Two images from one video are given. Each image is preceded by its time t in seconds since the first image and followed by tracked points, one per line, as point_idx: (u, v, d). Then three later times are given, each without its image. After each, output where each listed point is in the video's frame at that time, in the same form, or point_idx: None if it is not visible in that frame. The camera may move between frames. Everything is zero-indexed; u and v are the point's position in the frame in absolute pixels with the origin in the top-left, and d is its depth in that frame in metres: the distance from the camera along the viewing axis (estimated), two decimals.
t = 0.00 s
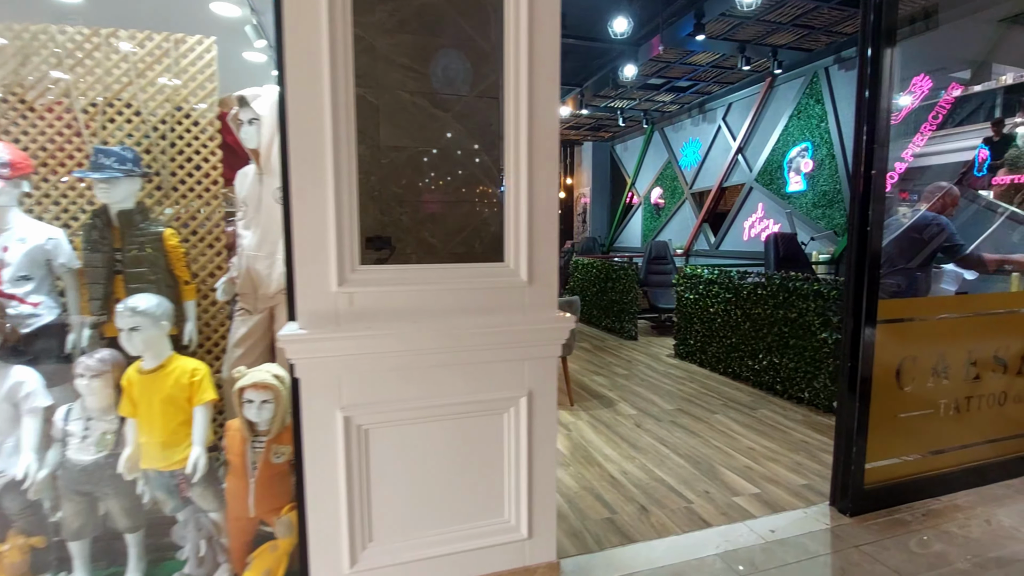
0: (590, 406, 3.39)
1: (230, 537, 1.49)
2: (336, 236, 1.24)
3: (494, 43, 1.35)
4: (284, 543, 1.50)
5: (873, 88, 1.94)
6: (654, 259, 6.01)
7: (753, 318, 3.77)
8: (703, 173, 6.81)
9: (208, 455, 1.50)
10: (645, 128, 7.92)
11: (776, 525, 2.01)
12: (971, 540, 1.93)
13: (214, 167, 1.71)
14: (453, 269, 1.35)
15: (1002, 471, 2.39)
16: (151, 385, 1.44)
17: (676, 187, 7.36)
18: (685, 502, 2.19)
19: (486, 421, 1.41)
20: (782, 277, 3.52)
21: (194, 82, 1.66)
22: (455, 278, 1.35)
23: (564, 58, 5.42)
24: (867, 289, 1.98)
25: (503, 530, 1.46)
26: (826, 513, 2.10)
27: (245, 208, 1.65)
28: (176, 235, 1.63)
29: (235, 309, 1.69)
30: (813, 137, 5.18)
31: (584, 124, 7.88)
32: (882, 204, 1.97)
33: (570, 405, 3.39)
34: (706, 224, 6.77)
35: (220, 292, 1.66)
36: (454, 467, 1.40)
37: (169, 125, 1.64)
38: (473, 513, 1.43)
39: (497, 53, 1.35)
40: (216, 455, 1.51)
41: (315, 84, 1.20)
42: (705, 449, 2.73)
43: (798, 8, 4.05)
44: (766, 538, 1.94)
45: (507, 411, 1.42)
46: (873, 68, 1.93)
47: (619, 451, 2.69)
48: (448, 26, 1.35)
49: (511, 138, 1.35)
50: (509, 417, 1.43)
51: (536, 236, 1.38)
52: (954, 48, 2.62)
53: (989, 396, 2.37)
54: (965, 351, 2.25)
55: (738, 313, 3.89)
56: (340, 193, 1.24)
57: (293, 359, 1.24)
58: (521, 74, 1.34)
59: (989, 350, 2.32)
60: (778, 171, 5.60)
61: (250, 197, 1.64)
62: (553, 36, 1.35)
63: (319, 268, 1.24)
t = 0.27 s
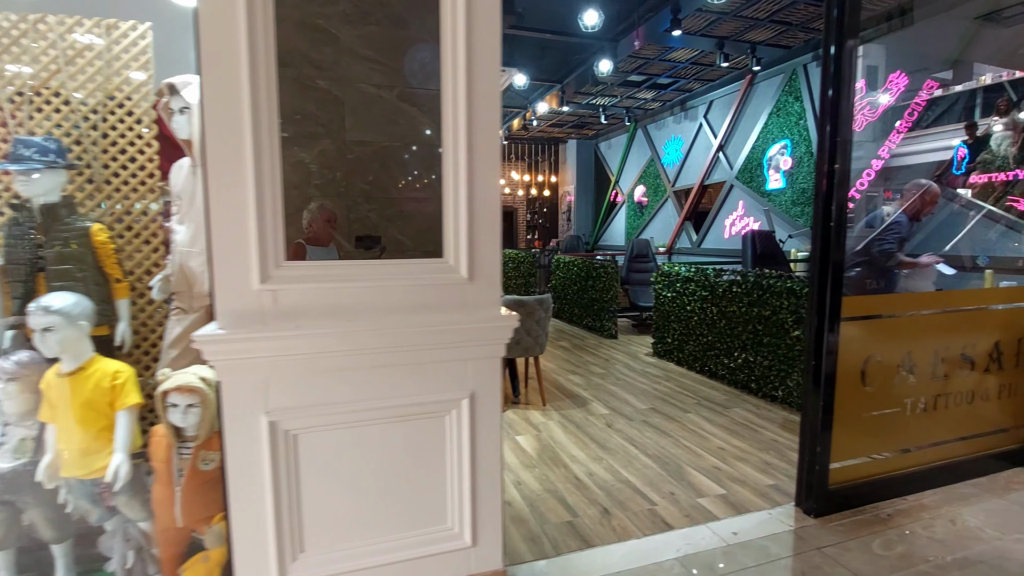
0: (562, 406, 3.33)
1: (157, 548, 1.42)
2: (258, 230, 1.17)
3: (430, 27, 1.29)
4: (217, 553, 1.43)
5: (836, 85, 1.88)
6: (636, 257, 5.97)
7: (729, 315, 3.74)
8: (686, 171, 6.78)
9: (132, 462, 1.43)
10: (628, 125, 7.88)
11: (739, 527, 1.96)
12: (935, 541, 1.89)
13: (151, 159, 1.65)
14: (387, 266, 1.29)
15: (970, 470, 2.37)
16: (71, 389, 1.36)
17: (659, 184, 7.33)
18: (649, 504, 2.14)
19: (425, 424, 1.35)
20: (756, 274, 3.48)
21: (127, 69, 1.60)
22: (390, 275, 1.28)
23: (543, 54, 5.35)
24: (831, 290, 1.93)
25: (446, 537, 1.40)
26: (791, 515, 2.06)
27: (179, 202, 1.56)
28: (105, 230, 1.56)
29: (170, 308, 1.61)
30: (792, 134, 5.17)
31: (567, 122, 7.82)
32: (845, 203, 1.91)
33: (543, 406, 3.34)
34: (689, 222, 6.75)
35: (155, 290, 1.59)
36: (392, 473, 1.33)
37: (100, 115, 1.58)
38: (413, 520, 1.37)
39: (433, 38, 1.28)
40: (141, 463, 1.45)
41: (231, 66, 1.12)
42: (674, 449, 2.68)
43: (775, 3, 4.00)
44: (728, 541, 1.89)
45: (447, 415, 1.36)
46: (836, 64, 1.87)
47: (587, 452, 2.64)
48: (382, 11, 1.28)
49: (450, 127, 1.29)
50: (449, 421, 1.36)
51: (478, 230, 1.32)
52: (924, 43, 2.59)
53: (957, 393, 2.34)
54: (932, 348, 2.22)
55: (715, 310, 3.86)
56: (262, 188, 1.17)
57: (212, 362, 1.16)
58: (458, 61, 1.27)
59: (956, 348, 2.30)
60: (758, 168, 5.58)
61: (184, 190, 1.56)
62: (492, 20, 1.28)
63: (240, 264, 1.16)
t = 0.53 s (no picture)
0: (533, 409, 3.30)
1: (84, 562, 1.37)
2: (173, 234, 1.12)
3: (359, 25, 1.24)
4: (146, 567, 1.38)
5: (792, 88, 1.86)
6: (617, 258, 5.95)
7: (703, 316, 3.72)
8: (668, 171, 6.78)
9: (53, 473, 1.37)
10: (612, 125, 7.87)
11: (695, 533, 1.95)
12: (892, 545, 1.88)
13: (86, 159, 1.64)
14: (315, 271, 1.25)
15: (933, 472, 2.36)
16: None
17: (642, 184, 7.33)
18: (609, 510, 2.12)
19: (359, 434, 1.31)
20: (729, 275, 3.47)
21: (61, 67, 1.58)
22: (317, 281, 1.24)
23: (522, 54, 5.32)
24: (787, 294, 1.90)
25: (382, 548, 1.36)
26: (750, 519, 2.05)
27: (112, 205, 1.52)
28: (33, 233, 1.51)
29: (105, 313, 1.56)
30: (771, 134, 5.17)
31: (552, 121, 7.81)
32: (802, 207, 1.89)
33: (514, 408, 3.31)
34: (671, 222, 6.75)
35: (88, 295, 1.54)
36: (323, 484, 1.29)
37: (35, 114, 1.58)
38: (347, 532, 1.33)
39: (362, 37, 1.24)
40: (66, 474, 1.40)
41: (141, 63, 1.07)
42: (641, 452, 2.66)
43: (750, 3, 3.99)
44: (683, 547, 1.87)
45: (382, 424, 1.32)
46: (791, 67, 1.84)
47: (552, 456, 2.61)
48: (313, 7, 1.24)
49: (378, 125, 1.24)
50: (384, 430, 1.32)
51: (410, 234, 1.28)
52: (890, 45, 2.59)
53: (922, 396, 2.32)
54: (896, 351, 2.19)
55: (689, 311, 3.84)
56: (178, 190, 1.12)
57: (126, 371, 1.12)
58: (387, 60, 1.23)
59: (920, 350, 2.26)
60: (738, 168, 5.58)
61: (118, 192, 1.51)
62: (424, 16, 1.24)
63: (154, 270, 1.12)
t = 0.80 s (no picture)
0: (510, 411, 3.26)
1: None
2: (97, 235, 1.07)
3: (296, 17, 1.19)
4: None
5: (758, 89, 1.82)
6: (603, 258, 5.90)
7: (684, 317, 3.69)
8: (655, 171, 6.76)
9: None
10: (600, 125, 7.85)
11: (661, 539, 1.91)
12: (861, 550, 1.85)
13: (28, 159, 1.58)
14: (250, 274, 1.21)
15: (907, 475, 2.33)
16: None
17: (630, 184, 7.30)
18: (576, 515, 2.08)
19: (301, 443, 1.26)
20: (709, 275, 3.44)
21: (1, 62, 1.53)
22: (252, 284, 1.20)
23: (506, 53, 5.28)
24: (755, 296, 1.86)
25: (327, 559, 1.32)
26: (719, 524, 2.01)
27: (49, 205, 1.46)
28: None
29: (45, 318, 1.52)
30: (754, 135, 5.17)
31: (539, 120, 7.78)
32: (768, 210, 1.86)
33: (490, 410, 3.26)
34: (658, 222, 6.73)
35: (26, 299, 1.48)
36: (264, 494, 1.25)
37: None
38: (288, 543, 1.28)
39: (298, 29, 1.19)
40: None
41: (61, 54, 1.01)
42: (614, 455, 2.63)
43: (731, 3, 3.96)
44: (648, 553, 1.83)
45: (325, 432, 1.27)
46: (757, 68, 1.81)
47: (525, 460, 2.57)
48: None
49: (317, 121, 1.20)
50: (328, 438, 1.28)
51: (352, 235, 1.24)
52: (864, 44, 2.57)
53: (897, 398, 2.29)
54: (870, 353, 2.16)
55: (670, 311, 3.81)
56: (101, 186, 1.08)
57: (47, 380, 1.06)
58: (325, 55, 1.18)
59: (893, 351, 2.22)
60: (722, 168, 5.56)
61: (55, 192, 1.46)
62: (364, 9, 1.19)
63: (76, 272, 1.07)
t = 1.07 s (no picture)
0: (485, 415, 3.20)
1: None
2: None
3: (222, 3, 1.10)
4: None
5: (726, 87, 1.76)
6: (587, 258, 5.82)
7: (663, 318, 3.64)
8: (640, 170, 6.72)
9: None
10: (586, 123, 7.80)
11: (627, 550, 1.86)
12: (830, 559, 1.80)
13: None
14: (175, 279, 1.12)
15: (880, 480, 2.30)
16: None
17: (615, 183, 7.26)
18: (543, 525, 2.02)
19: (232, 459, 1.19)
20: (687, 276, 3.40)
21: None
22: (175, 290, 1.11)
23: (487, 50, 5.21)
24: (722, 299, 1.80)
25: None
26: (687, 533, 1.96)
27: None
28: None
29: None
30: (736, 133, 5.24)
31: (524, 119, 7.73)
32: (736, 212, 1.80)
33: (465, 414, 3.20)
34: (643, 221, 6.70)
35: None
36: (193, 511, 1.18)
37: None
38: (219, 565, 1.21)
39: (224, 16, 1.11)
40: None
41: None
42: (586, 460, 2.57)
43: (711, 1, 3.91)
44: (613, 565, 1.78)
45: (259, 445, 1.20)
46: (725, 66, 1.75)
47: (495, 466, 2.50)
48: None
49: (245, 116, 1.12)
50: (263, 451, 1.21)
51: (285, 237, 1.17)
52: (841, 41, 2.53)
53: (871, 401, 2.25)
54: (843, 355, 2.11)
55: (649, 312, 3.76)
56: (4, 184, 0.98)
57: None
58: (254, 47, 1.10)
59: (867, 354, 2.18)
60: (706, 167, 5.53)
61: None
62: None
63: None
